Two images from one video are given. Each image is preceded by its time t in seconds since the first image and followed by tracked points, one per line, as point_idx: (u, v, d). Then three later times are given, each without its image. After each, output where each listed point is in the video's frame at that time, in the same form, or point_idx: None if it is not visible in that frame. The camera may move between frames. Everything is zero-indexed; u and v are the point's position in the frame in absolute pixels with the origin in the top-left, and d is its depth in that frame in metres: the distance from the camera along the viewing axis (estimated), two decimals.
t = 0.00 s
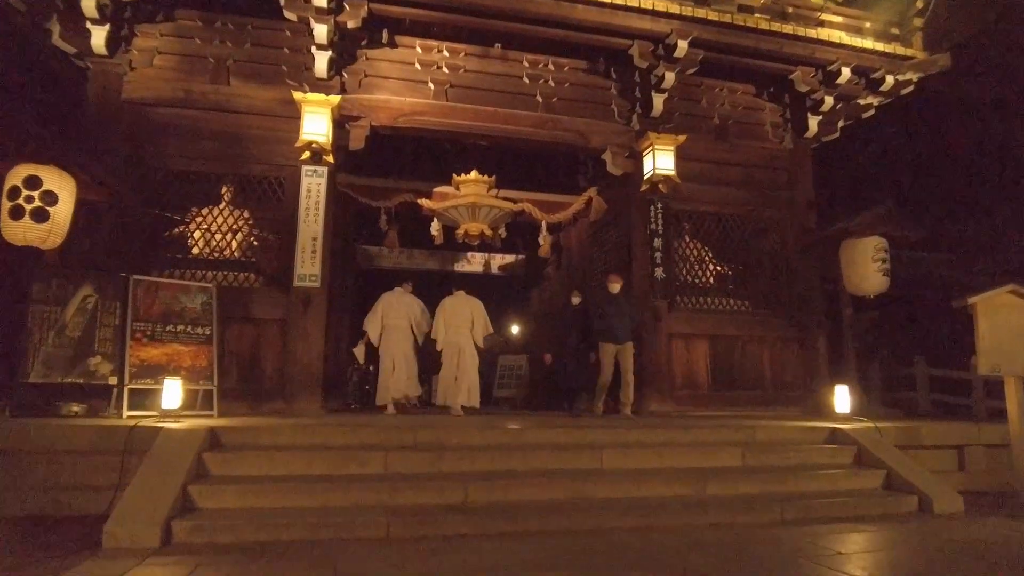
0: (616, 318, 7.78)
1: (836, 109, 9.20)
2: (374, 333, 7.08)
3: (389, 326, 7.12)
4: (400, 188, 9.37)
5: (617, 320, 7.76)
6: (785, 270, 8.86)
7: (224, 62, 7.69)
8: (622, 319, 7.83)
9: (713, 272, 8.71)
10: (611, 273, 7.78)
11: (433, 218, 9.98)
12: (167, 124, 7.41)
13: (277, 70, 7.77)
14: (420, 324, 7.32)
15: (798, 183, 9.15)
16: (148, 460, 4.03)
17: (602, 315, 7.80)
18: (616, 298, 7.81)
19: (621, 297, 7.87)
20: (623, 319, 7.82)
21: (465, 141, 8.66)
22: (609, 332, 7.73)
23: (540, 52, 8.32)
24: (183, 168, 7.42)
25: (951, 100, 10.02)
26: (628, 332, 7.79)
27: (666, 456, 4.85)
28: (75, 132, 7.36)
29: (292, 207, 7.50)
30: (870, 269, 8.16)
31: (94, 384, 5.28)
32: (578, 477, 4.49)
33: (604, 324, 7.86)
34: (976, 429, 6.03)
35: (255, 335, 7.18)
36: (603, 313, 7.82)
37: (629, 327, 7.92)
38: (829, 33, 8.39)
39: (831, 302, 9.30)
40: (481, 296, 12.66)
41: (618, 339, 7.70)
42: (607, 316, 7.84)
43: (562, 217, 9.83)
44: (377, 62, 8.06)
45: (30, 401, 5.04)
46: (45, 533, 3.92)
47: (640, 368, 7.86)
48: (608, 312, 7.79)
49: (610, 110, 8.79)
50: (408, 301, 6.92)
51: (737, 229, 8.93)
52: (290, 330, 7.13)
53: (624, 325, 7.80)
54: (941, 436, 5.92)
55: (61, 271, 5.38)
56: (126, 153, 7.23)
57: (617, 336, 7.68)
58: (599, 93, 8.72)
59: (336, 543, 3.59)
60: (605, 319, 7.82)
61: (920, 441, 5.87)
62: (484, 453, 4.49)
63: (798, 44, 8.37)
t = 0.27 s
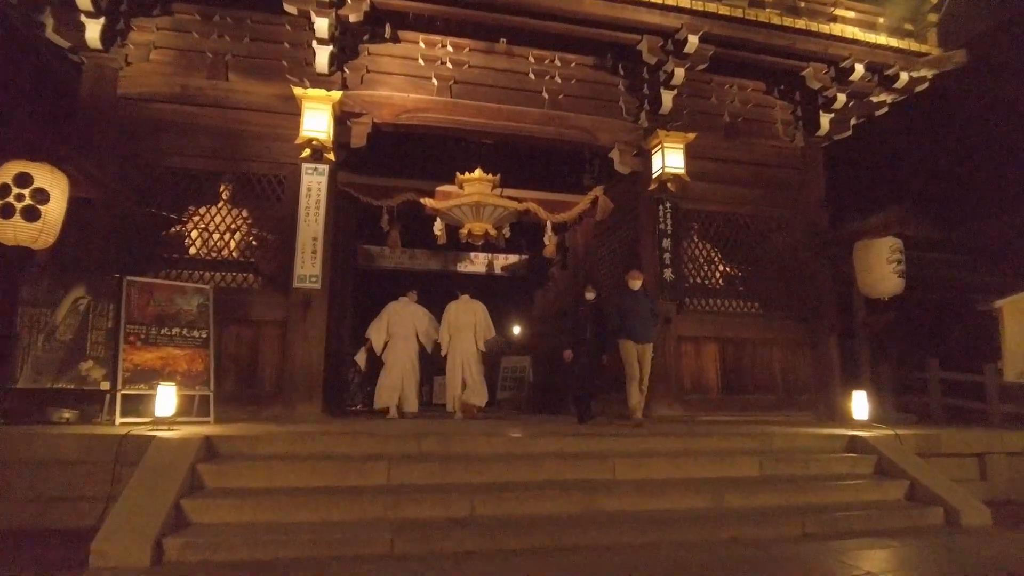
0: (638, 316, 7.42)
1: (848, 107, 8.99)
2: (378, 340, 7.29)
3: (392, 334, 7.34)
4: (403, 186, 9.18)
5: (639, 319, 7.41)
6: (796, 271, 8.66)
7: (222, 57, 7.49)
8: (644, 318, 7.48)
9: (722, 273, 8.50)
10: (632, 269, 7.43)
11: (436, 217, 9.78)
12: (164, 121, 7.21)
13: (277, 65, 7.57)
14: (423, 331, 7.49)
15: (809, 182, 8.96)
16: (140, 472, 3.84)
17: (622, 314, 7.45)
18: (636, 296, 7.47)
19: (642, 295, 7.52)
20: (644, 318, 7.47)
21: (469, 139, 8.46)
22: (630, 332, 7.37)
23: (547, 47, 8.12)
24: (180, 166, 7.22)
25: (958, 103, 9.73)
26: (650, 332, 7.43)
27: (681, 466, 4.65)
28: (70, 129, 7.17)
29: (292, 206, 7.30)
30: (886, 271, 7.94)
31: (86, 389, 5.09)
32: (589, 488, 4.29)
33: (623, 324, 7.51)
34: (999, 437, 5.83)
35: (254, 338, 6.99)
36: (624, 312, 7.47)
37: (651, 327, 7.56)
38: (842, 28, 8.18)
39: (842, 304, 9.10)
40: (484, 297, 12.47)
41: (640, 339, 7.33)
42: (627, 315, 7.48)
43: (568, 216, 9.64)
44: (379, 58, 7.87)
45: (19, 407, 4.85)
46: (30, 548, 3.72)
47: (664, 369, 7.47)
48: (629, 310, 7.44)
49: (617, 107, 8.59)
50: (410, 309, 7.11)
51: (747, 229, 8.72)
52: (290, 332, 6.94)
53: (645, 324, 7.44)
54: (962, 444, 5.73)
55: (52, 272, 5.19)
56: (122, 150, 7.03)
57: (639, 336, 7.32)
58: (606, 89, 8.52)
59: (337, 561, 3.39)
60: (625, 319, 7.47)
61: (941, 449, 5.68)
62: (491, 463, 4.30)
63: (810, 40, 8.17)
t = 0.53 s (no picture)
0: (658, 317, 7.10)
1: (859, 105, 8.79)
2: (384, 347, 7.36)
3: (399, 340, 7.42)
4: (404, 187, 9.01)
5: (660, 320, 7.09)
6: (805, 273, 8.47)
7: (218, 53, 7.28)
8: (664, 320, 7.18)
9: (732, 275, 8.29)
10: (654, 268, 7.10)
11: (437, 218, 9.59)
12: (159, 119, 7.02)
13: (274, 62, 7.37)
14: (427, 336, 7.57)
15: (819, 182, 8.76)
16: (128, 487, 3.64)
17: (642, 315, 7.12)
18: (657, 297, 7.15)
19: (663, 295, 7.21)
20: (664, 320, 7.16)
21: (471, 137, 8.27)
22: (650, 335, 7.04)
23: (551, 44, 7.92)
24: (175, 164, 7.02)
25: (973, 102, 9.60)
26: (671, 335, 7.12)
27: (694, 477, 4.46)
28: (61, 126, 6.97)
29: (289, 206, 7.12)
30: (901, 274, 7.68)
31: (73, 396, 4.89)
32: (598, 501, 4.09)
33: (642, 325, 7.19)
34: (1019, 445, 5.64)
35: (251, 341, 6.81)
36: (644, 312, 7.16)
37: (671, 330, 7.25)
38: (854, 24, 7.97)
39: (853, 306, 8.91)
40: (485, 298, 12.29)
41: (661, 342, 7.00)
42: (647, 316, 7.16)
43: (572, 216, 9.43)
44: (379, 54, 7.67)
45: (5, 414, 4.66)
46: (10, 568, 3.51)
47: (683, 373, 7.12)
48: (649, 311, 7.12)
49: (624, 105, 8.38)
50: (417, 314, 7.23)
51: (756, 230, 8.53)
52: (287, 336, 6.74)
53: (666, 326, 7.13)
54: (981, 452, 5.54)
55: (38, 274, 4.99)
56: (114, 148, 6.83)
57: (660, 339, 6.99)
58: (612, 87, 8.32)
59: None
60: (645, 320, 7.14)
61: (961, 457, 5.48)
62: (496, 475, 4.10)
63: (821, 36, 7.96)
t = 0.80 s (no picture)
0: (685, 316, 6.92)
1: (870, 102, 8.57)
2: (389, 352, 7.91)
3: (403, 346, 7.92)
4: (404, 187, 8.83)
5: (686, 320, 6.92)
6: (815, 273, 8.26)
7: (212, 47, 7.06)
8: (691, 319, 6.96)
9: (741, 275, 8.06)
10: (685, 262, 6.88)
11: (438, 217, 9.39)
12: (151, 114, 6.80)
13: (270, 56, 7.16)
14: (428, 343, 8.02)
15: (829, 180, 8.54)
16: (108, 501, 3.42)
17: (670, 311, 6.92)
18: (686, 294, 6.97)
19: (692, 292, 7.03)
20: (690, 320, 6.99)
21: (473, 134, 8.04)
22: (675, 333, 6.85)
23: (555, 38, 7.70)
24: (167, 162, 6.81)
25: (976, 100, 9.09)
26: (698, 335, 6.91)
27: (708, 489, 4.24)
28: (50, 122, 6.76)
29: (285, 205, 6.89)
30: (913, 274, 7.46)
31: (57, 403, 4.68)
32: (607, 515, 3.87)
33: (667, 322, 6.99)
34: None
35: (245, 345, 6.59)
36: (671, 309, 6.97)
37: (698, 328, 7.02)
38: (866, 18, 7.72)
39: (863, 308, 8.69)
40: (487, 299, 12.08)
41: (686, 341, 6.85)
42: (673, 314, 6.98)
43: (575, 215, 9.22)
44: (378, 48, 7.45)
45: None
46: None
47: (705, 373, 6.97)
48: (677, 308, 6.94)
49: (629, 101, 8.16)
50: (421, 319, 7.72)
51: (765, 229, 8.31)
52: (282, 340, 6.52)
53: (692, 326, 6.96)
54: (1005, 461, 5.31)
55: (19, 275, 4.77)
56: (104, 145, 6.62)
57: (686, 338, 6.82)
58: (617, 82, 8.11)
59: None
60: (672, 317, 6.96)
61: (983, 467, 5.26)
62: (501, 489, 3.88)
63: (833, 30, 7.73)
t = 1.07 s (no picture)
0: (727, 321, 5.79)
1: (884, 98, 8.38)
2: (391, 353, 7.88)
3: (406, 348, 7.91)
4: (405, 185, 8.63)
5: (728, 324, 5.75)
6: (828, 274, 8.04)
7: (207, 41, 6.84)
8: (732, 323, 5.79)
9: (752, 275, 7.84)
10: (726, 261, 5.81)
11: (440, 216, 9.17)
12: (144, 110, 6.59)
13: (267, 50, 6.94)
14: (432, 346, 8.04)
15: (841, 178, 8.33)
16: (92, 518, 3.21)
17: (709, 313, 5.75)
18: (728, 297, 5.84)
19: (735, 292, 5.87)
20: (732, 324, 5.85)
21: (476, 130, 7.82)
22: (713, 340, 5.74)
23: (561, 32, 7.48)
24: (161, 159, 6.60)
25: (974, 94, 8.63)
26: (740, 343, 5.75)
27: (726, 501, 4.03)
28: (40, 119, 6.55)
29: (283, 203, 6.69)
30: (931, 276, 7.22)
31: (44, 410, 4.47)
32: (621, 530, 3.67)
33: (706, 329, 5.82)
34: None
35: (242, 348, 6.38)
36: (711, 313, 5.79)
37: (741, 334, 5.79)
38: (880, 11, 7.48)
39: (876, 309, 8.48)
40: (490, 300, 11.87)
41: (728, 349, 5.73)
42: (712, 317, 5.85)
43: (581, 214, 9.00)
44: (379, 42, 7.24)
45: None
46: None
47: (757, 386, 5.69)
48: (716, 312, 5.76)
49: (636, 97, 7.94)
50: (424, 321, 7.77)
51: (776, 229, 8.09)
52: (280, 343, 6.30)
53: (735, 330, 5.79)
54: None
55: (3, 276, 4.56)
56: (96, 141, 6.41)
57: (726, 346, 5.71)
58: (624, 77, 7.89)
59: None
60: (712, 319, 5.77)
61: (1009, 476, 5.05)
62: (509, 503, 3.67)
63: (846, 24, 7.51)
